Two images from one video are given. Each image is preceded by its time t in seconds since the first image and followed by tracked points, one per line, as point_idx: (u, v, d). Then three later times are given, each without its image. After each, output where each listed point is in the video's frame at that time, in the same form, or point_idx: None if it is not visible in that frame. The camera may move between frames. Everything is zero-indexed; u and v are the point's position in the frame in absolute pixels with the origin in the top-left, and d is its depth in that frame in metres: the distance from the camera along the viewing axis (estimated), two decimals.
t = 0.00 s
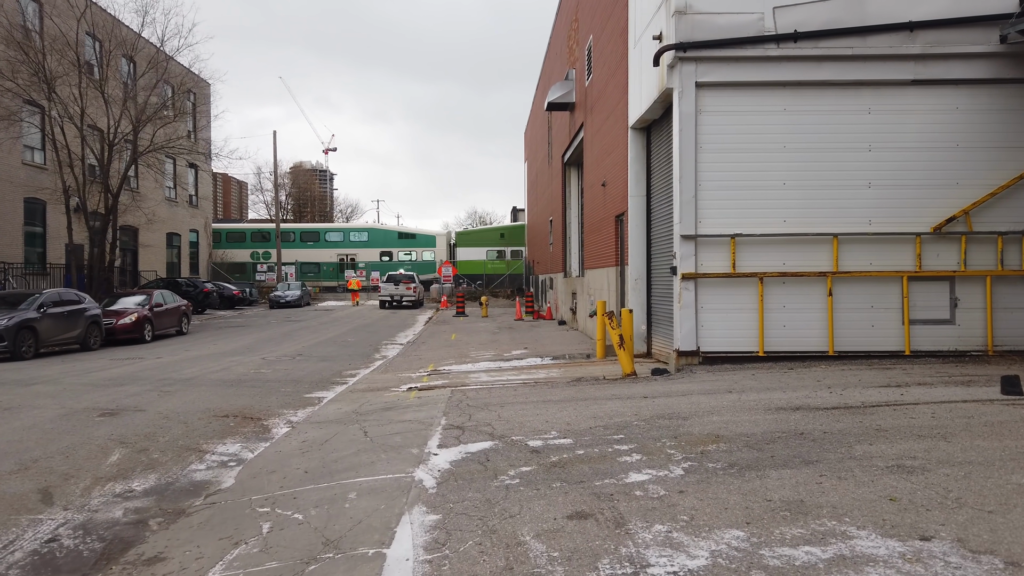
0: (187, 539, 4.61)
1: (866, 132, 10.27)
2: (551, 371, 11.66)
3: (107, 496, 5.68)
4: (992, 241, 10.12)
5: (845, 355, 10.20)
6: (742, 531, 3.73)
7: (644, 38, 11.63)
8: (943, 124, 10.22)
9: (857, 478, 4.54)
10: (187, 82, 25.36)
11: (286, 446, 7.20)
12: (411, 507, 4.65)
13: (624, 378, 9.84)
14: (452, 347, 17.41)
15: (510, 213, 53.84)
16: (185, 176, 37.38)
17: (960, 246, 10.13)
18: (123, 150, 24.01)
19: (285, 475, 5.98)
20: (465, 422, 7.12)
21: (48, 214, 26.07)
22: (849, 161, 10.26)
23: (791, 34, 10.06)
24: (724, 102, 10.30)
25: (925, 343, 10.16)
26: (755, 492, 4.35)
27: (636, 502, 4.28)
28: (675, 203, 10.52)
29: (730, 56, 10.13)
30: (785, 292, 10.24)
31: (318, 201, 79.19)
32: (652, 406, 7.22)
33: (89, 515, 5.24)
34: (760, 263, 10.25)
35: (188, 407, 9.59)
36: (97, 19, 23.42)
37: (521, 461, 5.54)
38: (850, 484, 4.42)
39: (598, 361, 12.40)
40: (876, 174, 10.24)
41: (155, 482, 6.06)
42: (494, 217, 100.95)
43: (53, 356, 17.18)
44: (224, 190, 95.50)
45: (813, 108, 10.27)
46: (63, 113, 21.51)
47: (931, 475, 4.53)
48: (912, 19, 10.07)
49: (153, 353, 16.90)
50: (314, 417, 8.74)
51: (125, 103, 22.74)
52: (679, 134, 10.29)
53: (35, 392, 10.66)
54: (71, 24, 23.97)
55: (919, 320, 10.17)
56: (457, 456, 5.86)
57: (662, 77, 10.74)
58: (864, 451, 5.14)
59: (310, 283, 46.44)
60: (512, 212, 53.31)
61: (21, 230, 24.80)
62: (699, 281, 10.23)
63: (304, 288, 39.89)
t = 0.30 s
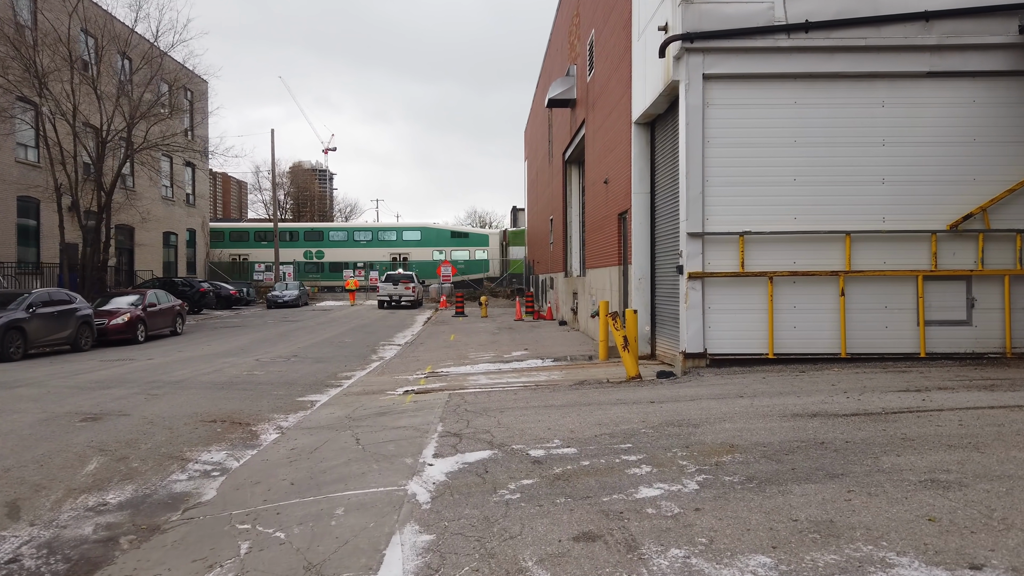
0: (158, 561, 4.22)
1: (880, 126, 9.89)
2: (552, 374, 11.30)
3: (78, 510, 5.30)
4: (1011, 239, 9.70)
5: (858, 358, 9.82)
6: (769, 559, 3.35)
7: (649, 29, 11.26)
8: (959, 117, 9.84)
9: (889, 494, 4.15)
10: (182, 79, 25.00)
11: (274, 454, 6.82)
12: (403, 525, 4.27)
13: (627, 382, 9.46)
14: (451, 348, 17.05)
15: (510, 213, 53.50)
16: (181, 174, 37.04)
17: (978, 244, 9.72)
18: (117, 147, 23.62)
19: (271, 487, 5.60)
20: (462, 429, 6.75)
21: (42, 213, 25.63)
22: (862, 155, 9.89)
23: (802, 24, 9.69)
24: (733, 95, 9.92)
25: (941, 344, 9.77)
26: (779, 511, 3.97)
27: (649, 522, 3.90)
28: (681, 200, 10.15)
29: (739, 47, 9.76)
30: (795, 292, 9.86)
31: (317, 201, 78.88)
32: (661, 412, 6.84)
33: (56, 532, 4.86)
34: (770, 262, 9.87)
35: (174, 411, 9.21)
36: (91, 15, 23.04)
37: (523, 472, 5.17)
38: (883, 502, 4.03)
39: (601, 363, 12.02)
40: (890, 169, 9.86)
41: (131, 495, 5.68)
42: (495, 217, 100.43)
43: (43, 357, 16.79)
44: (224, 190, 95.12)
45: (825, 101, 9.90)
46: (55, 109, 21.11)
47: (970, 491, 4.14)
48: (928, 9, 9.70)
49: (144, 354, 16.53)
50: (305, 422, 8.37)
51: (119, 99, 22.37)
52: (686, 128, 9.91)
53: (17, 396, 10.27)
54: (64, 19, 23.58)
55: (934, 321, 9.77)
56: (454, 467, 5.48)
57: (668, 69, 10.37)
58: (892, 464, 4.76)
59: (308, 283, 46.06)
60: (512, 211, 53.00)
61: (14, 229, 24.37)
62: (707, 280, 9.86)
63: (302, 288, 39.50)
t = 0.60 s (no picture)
0: None
1: (895, 118, 9.49)
2: (553, 376, 10.90)
3: (42, 527, 4.89)
4: None
5: (871, 359, 9.42)
6: None
7: (654, 19, 10.88)
8: (977, 109, 9.44)
9: (931, 516, 3.74)
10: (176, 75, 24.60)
11: (259, 463, 6.43)
12: (391, 548, 3.87)
13: (631, 385, 9.07)
14: (449, 348, 16.66)
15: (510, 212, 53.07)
16: (178, 173, 36.68)
17: (996, 241, 9.29)
18: (109, 144, 23.19)
19: (252, 501, 5.20)
20: (460, 437, 6.35)
21: (35, 211, 25.16)
22: (876, 149, 9.49)
23: (814, 11, 9.29)
24: (741, 87, 9.54)
25: (959, 346, 9.36)
26: (808, 534, 3.58)
27: (664, 547, 3.52)
28: (688, 196, 9.76)
29: (748, 36, 9.38)
30: (807, 291, 9.45)
31: (316, 201, 78.47)
32: (669, 418, 6.44)
33: (15, 553, 4.45)
34: (780, 260, 9.47)
35: (159, 416, 8.80)
36: (81, 9, 22.61)
37: (523, 487, 4.76)
38: (924, 525, 3.63)
39: (604, 365, 11.63)
40: (905, 163, 9.46)
41: (102, 510, 5.28)
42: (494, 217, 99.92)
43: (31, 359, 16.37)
44: (222, 190, 94.66)
45: (837, 92, 9.50)
46: (45, 104, 20.68)
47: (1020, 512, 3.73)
48: None
49: (135, 355, 16.12)
50: (295, 428, 7.97)
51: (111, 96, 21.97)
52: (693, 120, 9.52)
53: None
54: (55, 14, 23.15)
55: (952, 321, 9.36)
56: (450, 479, 5.08)
57: (674, 59, 9.99)
58: (926, 478, 4.36)
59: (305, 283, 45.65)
60: (512, 211, 52.63)
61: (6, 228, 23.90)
62: (714, 279, 9.47)
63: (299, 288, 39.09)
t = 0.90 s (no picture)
0: None
1: (912, 112, 9.12)
2: (556, 380, 10.53)
3: (9, 548, 4.52)
4: None
5: (888, 363, 9.04)
6: None
7: (661, 9, 10.51)
8: (998, 102, 9.07)
9: (983, 543, 3.37)
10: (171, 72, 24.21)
11: (248, 474, 6.06)
12: None
13: (638, 389, 8.69)
14: (449, 350, 16.30)
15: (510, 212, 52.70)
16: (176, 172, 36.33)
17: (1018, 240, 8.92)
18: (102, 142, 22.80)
19: (236, 518, 4.83)
20: (460, 447, 5.98)
21: (29, 211, 24.78)
22: (893, 144, 9.12)
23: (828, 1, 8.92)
24: (753, 79, 9.17)
25: (979, 349, 8.99)
26: (848, 565, 3.21)
27: None
28: (697, 193, 9.40)
29: (760, 26, 9.02)
30: (822, 292, 9.08)
31: (315, 201, 78.08)
32: (682, 427, 6.07)
33: None
34: (792, 259, 9.10)
35: (147, 422, 8.44)
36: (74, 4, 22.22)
37: (529, 504, 4.39)
38: (976, 553, 3.26)
39: (609, 368, 11.27)
40: (923, 159, 9.09)
41: (74, 527, 4.90)
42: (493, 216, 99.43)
43: (21, 360, 16.00)
44: (221, 189, 94.24)
45: (852, 85, 9.14)
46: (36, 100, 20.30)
47: None
48: None
49: (127, 357, 15.75)
50: (287, 435, 7.60)
51: (103, 93, 21.59)
52: (702, 114, 9.15)
53: None
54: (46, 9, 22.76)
55: (971, 323, 8.99)
56: (449, 495, 4.72)
57: (682, 51, 9.61)
58: (969, 498, 3.99)
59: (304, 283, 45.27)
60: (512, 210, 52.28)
61: None
62: (725, 279, 9.10)
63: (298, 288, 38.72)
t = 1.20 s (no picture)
0: None
1: (932, 105, 8.75)
2: (561, 383, 10.16)
3: None
4: None
5: (907, 367, 8.66)
6: None
7: None
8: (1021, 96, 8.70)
9: None
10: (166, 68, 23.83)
11: (235, 487, 5.69)
12: None
13: (646, 394, 8.30)
14: (449, 352, 15.93)
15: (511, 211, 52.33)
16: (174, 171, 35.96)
17: None
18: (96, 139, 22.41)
19: (218, 537, 4.45)
20: (462, 457, 5.60)
21: (22, 209, 24.39)
22: (913, 139, 8.74)
23: None
24: (766, 71, 8.80)
25: (1002, 353, 8.61)
26: None
27: None
28: (707, 189, 9.04)
29: (774, 16, 8.65)
30: (838, 293, 8.71)
31: (315, 201, 77.70)
32: (698, 437, 5.70)
33: None
34: (807, 258, 8.73)
35: (133, 428, 8.06)
36: None
37: (538, 525, 4.01)
38: None
39: (615, 371, 10.90)
40: (943, 154, 8.72)
41: (43, 548, 4.52)
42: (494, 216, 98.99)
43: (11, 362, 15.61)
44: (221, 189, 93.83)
45: (869, 77, 8.77)
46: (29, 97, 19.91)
47: None
48: None
49: (119, 359, 15.36)
50: (279, 443, 7.21)
51: (98, 89, 21.20)
52: (713, 107, 8.79)
53: None
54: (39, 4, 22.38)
55: (993, 325, 8.61)
56: (451, 513, 4.34)
57: (692, 42, 9.25)
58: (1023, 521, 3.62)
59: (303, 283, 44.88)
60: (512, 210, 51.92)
61: None
62: (736, 279, 8.72)
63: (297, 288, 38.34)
